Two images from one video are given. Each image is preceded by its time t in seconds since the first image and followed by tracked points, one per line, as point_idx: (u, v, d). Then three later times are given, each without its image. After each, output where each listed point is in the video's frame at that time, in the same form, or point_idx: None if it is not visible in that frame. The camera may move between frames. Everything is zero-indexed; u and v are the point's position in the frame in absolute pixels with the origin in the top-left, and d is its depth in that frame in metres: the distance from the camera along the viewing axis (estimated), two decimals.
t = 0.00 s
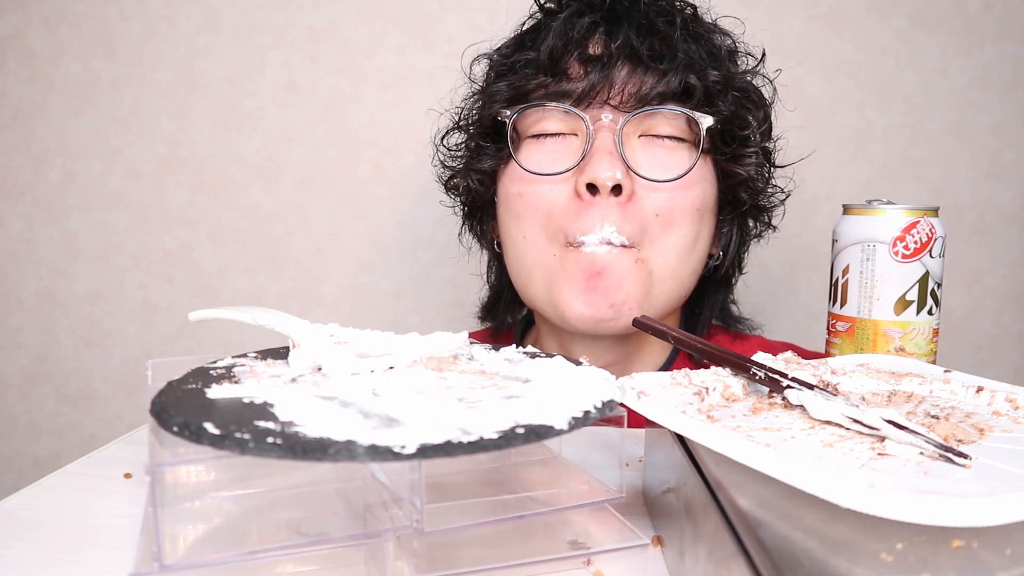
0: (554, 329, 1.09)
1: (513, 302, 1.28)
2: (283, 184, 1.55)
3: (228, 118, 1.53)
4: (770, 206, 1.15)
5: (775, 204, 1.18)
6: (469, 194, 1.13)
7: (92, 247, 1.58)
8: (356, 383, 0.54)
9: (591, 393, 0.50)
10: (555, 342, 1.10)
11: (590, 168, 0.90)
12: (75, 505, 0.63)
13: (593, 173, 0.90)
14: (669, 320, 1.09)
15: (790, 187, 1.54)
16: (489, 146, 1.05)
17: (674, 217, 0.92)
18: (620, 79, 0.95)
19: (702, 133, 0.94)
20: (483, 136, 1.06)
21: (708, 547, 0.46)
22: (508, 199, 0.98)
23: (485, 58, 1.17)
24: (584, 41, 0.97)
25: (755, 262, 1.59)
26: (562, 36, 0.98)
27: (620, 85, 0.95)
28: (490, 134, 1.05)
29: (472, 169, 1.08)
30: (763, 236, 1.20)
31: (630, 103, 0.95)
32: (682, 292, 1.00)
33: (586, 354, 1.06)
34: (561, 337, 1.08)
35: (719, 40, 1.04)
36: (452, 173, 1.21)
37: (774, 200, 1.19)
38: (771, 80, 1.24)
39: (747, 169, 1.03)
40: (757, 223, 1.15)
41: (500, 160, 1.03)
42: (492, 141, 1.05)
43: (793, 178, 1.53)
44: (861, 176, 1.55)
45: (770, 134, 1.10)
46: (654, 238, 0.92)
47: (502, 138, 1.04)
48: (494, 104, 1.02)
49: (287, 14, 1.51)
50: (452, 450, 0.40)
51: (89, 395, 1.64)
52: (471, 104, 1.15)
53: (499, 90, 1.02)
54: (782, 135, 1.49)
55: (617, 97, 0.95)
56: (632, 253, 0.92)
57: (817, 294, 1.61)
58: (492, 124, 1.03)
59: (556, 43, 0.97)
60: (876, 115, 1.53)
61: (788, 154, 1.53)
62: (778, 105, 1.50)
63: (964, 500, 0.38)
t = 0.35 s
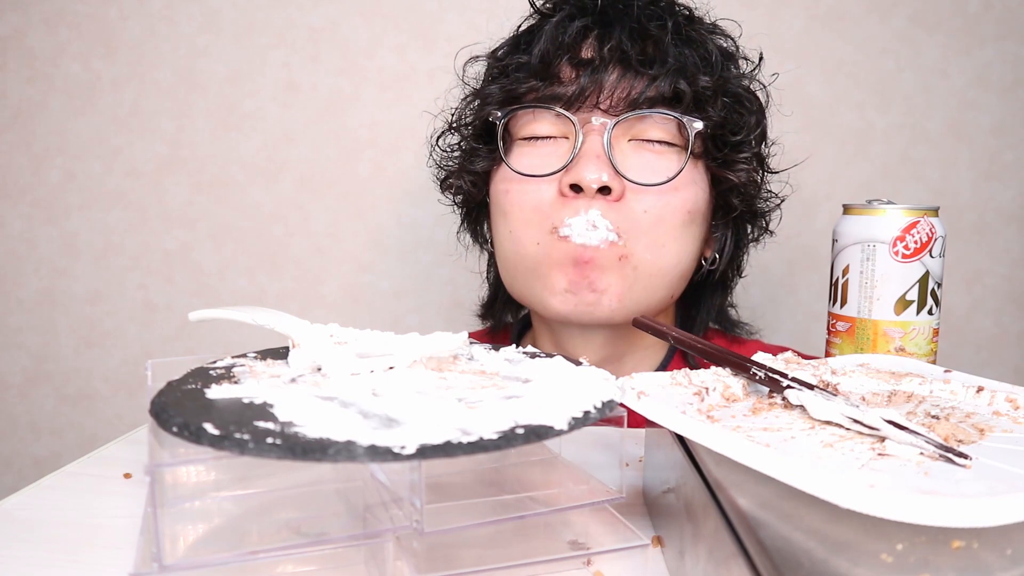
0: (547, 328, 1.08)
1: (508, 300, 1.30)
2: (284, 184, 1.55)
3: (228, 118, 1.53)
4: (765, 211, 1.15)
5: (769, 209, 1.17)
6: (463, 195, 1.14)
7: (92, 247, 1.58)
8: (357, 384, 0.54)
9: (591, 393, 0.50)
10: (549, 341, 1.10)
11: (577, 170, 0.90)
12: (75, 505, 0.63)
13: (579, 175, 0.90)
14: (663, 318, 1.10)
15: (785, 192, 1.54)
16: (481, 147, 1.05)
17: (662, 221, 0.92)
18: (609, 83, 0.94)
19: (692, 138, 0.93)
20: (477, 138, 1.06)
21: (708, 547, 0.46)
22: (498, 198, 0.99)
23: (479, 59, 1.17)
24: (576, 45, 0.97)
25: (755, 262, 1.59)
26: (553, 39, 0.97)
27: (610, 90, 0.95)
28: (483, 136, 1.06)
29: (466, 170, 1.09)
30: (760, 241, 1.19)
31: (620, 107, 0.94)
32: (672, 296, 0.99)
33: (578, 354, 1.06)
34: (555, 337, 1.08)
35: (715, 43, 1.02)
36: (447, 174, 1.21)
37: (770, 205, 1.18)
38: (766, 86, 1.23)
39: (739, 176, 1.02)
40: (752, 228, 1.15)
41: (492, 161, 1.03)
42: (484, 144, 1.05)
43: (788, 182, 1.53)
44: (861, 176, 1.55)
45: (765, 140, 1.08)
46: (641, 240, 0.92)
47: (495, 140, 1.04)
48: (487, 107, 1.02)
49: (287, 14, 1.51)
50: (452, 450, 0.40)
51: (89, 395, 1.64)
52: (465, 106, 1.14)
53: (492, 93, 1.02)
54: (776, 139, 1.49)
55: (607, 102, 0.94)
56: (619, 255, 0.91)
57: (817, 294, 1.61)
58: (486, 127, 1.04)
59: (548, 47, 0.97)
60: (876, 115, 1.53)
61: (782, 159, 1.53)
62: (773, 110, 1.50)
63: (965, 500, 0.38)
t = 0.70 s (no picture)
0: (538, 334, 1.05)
1: (505, 312, 1.28)
2: (284, 185, 1.55)
3: (228, 118, 1.53)
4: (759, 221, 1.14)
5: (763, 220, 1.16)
6: (462, 200, 1.13)
7: (92, 247, 1.58)
8: (356, 384, 0.54)
9: (591, 394, 0.50)
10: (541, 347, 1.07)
11: (573, 172, 0.91)
12: (75, 505, 0.63)
13: (574, 177, 0.90)
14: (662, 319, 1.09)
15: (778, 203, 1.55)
16: (481, 151, 1.05)
17: (656, 225, 0.92)
18: (606, 88, 0.95)
19: (686, 144, 0.94)
20: (477, 143, 1.07)
21: (708, 547, 0.46)
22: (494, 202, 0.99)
23: (480, 68, 1.18)
24: (574, 51, 0.98)
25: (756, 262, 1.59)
26: (552, 45, 0.98)
27: (606, 95, 0.96)
28: (484, 140, 1.06)
29: (465, 174, 1.09)
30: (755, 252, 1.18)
31: (616, 112, 0.95)
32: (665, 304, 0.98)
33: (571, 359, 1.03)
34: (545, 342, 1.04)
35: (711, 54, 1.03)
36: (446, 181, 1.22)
37: (764, 215, 1.17)
38: (763, 100, 1.24)
39: (732, 183, 1.02)
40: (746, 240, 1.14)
41: (492, 165, 1.04)
42: (483, 148, 1.05)
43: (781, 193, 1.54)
44: (861, 176, 1.55)
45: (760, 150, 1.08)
46: (636, 244, 0.91)
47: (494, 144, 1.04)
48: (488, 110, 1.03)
49: (287, 14, 1.51)
50: (451, 450, 0.40)
51: (89, 395, 1.64)
52: (466, 113, 1.16)
53: (492, 98, 1.03)
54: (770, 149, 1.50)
55: (603, 107, 0.95)
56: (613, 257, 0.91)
57: (817, 294, 1.61)
58: (485, 131, 1.04)
59: (548, 53, 0.98)
60: (876, 115, 1.53)
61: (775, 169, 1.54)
62: (768, 121, 1.50)
63: (965, 500, 0.38)
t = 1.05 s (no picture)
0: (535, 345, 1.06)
1: (501, 321, 1.28)
2: (284, 185, 1.55)
3: (228, 118, 1.53)
4: (752, 229, 1.14)
5: (756, 227, 1.17)
6: (457, 214, 1.13)
7: (92, 247, 1.58)
8: (356, 383, 0.54)
9: (591, 394, 0.50)
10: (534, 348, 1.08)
11: (569, 188, 0.90)
12: (75, 505, 0.63)
13: (571, 193, 0.89)
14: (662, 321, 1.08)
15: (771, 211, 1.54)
16: (476, 167, 1.05)
17: (652, 238, 0.92)
18: (600, 103, 0.95)
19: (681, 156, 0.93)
20: (470, 158, 1.06)
21: (708, 547, 0.46)
22: (490, 219, 0.98)
23: (471, 80, 1.18)
24: (567, 66, 0.97)
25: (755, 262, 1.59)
26: (545, 60, 0.98)
27: (601, 109, 0.95)
28: (478, 155, 1.05)
29: (459, 189, 1.08)
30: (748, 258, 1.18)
31: (611, 127, 0.94)
32: (661, 314, 0.99)
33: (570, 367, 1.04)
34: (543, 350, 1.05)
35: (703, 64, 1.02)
36: (439, 193, 1.21)
37: (756, 222, 1.17)
38: (752, 106, 1.24)
39: (726, 193, 1.02)
40: (740, 247, 1.14)
41: (486, 181, 1.03)
42: (476, 164, 1.05)
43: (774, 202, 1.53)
44: (861, 176, 1.55)
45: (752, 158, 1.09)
46: (632, 258, 0.91)
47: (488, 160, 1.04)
48: (481, 126, 1.02)
49: (287, 14, 1.51)
50: (451, 450, 0.40)
51: (89, 395, 1.64)
52: (459, 126, 1.15)
53: (485, 113, 1.02)
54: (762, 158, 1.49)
55: (597, 121, 0.95)
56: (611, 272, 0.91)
57: (817, 294, 1.61)
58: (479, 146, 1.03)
59: (541, 67, 0.98)
60: (876, 115, 1.53)
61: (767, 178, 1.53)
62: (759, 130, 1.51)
63: (965, 501, 0.38)
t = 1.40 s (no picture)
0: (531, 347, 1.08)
1: (493, 326, 1.27)
2: (284, 185, 1.55)
3: (228, 118, 1.53)
4: (742, 230, 1.14)
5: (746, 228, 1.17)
6: (445, 225, 1.12)
7: (92, 247, 1.58)
8: (357, 383, 0.54)
9: (591, 394, 0.50)
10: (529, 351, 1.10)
11: (560, 198, 0.90)
12: (75, 505, 0.63)
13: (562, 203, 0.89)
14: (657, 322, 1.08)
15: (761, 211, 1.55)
16: (463, 177, 1.04)
17: (645, 245, 0.93)
18: (588, 110, 0.94)
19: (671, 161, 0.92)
20: (457, 168, 1.05)
21: (708, 547, 0.46)
22: (481, 230, 0.98)
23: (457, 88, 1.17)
24: (552, 74, 0.96)
25: (755, 262, 1.59)
26: (531, 68, 0.97)
27: (589, 117, 0.94)
28: (464, 165, 1.04)
29: (447, 201, 1.08)
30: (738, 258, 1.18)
31: (600, 134, 0.94)
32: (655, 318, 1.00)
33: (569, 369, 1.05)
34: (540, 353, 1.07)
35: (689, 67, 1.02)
36: (427, 202, 1.21)
37: (746, 226, 1.17)
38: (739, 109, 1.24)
39: (717, 197, 1.02)
40: (730, 248, 1.14)
41: (474, 192, 1.02)
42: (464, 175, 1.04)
43: (764, 201, 1.54)
44: (861, 176, 1.55)
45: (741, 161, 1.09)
46: (625, 265, 0.92)
47: (476, 170, 1.03)
48: (467, 137, 1.01)
49: (287, 14, 1.51)
50: (452, 450, 0.40)
51: (89, 395, 1.64)
52: (445, 136, 1.14)
53: (471, 124, 1.02)
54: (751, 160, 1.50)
55: (586, 129, 0.94)
56: (604, 280, 0.92)
57: (817, 294, 1.61)
58: (466, 157, 1.02)
59: (526, 76, 0.97)
60: (876, 115, 1.53)
61: (757, 179, 1.54)
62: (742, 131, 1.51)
63: (965, 501, 0.38)
